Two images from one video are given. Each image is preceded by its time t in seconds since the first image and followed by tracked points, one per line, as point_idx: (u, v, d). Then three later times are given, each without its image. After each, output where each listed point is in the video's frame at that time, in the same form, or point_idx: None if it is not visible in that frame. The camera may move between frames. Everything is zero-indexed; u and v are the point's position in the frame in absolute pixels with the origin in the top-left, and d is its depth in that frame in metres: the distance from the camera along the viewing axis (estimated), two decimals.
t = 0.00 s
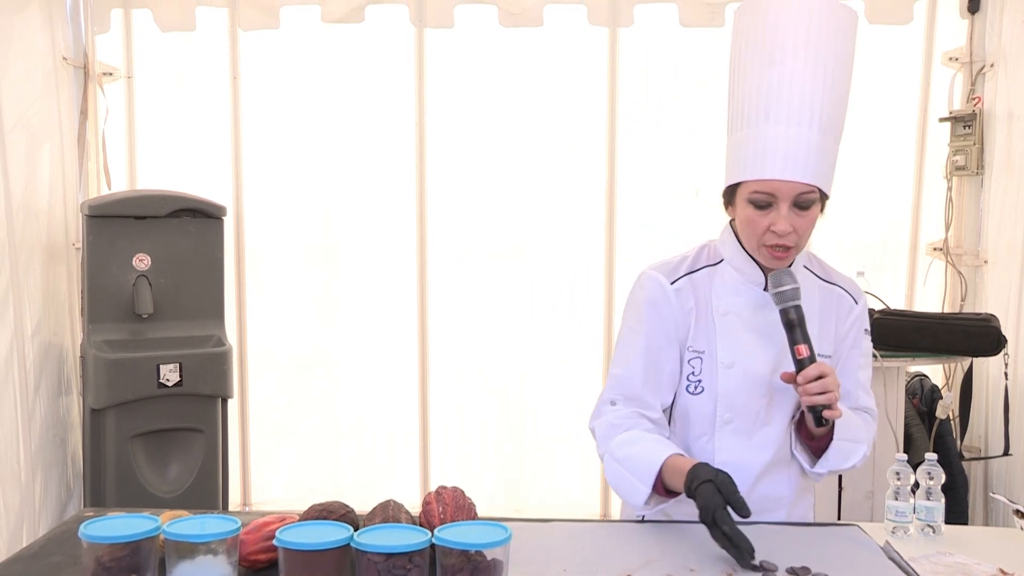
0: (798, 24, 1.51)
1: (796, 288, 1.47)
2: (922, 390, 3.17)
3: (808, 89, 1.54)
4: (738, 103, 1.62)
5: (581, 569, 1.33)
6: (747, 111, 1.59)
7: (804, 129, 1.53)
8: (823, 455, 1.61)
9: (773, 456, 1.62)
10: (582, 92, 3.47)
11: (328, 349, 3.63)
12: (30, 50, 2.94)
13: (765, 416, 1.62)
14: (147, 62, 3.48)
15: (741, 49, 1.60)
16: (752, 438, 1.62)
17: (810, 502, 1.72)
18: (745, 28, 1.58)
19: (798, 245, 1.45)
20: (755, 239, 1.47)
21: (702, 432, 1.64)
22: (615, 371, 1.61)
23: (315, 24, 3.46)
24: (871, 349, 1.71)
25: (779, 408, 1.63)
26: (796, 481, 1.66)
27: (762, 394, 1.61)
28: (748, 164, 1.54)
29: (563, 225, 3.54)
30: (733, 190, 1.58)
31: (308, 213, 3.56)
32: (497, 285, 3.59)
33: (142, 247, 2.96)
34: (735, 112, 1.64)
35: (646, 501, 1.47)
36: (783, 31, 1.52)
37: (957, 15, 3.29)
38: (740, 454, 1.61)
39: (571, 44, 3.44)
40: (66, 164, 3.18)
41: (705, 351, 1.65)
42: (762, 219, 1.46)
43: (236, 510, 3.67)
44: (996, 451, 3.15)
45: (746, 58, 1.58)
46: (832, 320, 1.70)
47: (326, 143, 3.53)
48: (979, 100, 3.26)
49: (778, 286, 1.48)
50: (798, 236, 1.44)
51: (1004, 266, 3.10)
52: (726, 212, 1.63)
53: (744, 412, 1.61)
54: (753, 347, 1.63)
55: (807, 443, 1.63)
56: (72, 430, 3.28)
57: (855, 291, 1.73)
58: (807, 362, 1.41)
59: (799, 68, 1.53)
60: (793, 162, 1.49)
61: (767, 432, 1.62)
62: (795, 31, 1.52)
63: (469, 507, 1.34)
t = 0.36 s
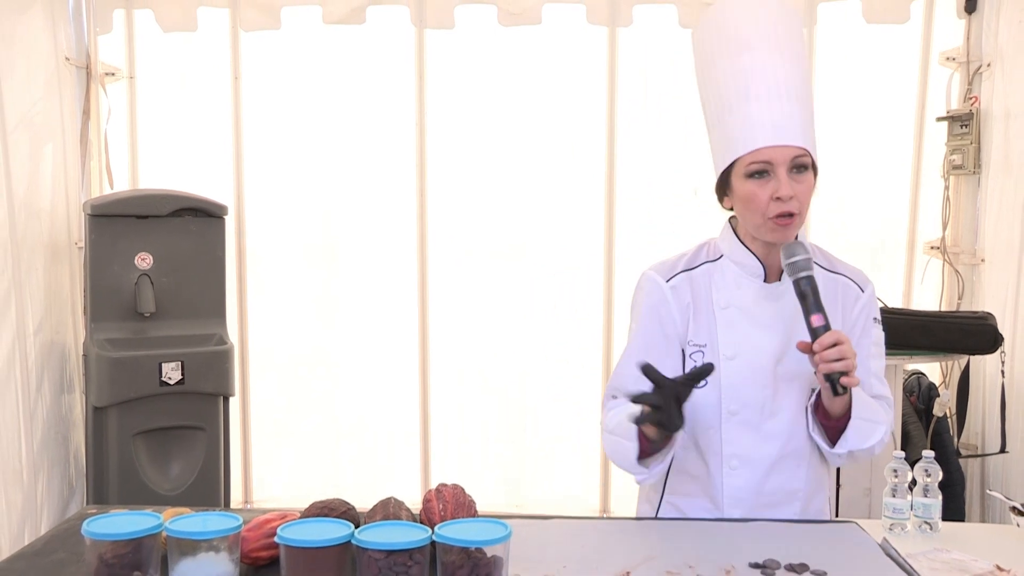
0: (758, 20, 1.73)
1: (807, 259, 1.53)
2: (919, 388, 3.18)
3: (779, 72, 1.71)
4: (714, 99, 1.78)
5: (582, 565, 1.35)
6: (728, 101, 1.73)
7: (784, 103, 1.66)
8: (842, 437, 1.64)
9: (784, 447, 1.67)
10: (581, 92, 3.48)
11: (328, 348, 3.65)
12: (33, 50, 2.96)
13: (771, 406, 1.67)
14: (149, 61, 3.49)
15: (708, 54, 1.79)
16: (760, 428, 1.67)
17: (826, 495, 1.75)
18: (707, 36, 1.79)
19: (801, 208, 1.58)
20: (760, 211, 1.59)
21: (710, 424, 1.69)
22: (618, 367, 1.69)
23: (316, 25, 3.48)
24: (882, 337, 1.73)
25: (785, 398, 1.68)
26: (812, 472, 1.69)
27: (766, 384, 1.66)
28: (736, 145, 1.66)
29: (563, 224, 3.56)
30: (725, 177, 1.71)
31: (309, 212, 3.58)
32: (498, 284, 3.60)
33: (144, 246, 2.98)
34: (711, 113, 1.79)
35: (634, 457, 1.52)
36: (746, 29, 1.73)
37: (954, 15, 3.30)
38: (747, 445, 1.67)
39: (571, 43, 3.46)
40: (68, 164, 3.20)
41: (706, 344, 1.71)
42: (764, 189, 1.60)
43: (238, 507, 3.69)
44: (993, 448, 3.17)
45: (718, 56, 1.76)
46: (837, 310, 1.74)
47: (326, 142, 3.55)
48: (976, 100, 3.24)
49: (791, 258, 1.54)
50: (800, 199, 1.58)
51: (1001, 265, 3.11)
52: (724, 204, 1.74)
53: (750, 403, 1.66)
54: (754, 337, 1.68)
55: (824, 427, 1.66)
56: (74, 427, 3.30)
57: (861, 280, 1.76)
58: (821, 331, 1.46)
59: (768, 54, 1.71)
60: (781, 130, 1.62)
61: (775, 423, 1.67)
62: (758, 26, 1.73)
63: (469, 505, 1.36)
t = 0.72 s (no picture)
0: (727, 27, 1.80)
1: (796, 248, 1.56)
2: (912, 383, 3.22)
3: (750, 68, 1.75)
4: (685, 97, 1.81)
5: (580, 560, 1.38)
6: (697, 100, 1.77)
7: (756, 95, 1.71)
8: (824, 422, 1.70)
9: (764, 435, 1.71)
10: (580, 92, 3.52)
11: (328, 345, 3.68)
12: (40, 51, 3.00)
13: (750, 395, 1.72)
14: (153, 62, 3.54)
15: (679, 58, 1.84)
16: (739, 418, 1.71)
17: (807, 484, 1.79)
18: (679, 41, 1.85)
19: (774, 189, 1.63)
20: (735, 194, 1.64)
21: (691, 415, 1.74)
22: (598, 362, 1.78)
23: (318, 26, 3.51)
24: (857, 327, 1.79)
25: (764, 388, 1.72)
26: (792, 460, 1.73)
27: (743, 375, 1.71)
28: (709, 133, 1.70)
29: (561, 222, 3.59)
30: (699, 168, 1.75)
31: (310, 211, 3.61)
32: (498, 284, 3.64)
33: (148, 245, 3.02)
34: (683, 112, 1.83)
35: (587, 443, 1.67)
36: (717, 32, 1.79)
37: (947, 17, 3.35)
38: (727, 433, 1.71)
39: (570, 44, 3.49)
40: (73, 164, 3.24)
41: (686, 338, 1.77)
42: (737, 173, 1.64)
43: (241, 503, 3.71)
44: (984, 442, 3.20)
45: (689, 57, 1.81)
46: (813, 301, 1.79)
47: (327, 142, 3.58)
48: (967, 99, 3.31)
49: (780, 246, 1.57)
50: (773, 180, 1.63)
51: (993, 263, 3.16)
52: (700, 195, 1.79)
53: (728, 394, 1.71)
54: (731, 329, 1.74)
55: (804, 413, 1.72)
56: (79, 424, 3.34)
57: (835, 272, 1.81)
58: (812, 319, 1.49)
59: (738, 55, 1.77)
60: (753, 117, 1.67)
61: (755, 412, 1.71)
62: (727, 30, 1.79)
63: (469, 500, 1.39)
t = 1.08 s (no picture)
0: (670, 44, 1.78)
1: (719, 245, 1.57)
2: (903, 380, 3.28)
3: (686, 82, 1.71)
4: (620, 105, 1.77)
5: (577, 554, 1.36)
6: (629, 111, 1.72)
7: (688, 106, 1.67)
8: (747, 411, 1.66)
9: (694, 424, 1.67)
10: (578, 93, 3.57)
11: (328, 344, 3.73)
12: (47, 53, 3.05)
13: (681, 387, 1.67)
14: (156, 64, 3.58)
15: (619, 69, 1.80)
16: (670, 409, 1.67)
17: (737, 473, 1.75)
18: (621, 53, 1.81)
19: (700, 188, 1.60)
20: (662, 194, 1.61)
21: (623, 408, 1.68)
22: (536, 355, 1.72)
23: (320, 30, 3.56)
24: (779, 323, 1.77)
25: (694, 380, 1.68)
26: (721, 449, 1.70)
27: (675, 367, 1.67)
28: (639, 136, 1.67)
29: (559, 221, 3.65)
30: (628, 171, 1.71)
31: (311, 212, 3.66)
32: (497, 284, 3.68)
33: (152, 244, 3.07)
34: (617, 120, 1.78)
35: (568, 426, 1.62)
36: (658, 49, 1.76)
37: (937, 20, 3.41)
38: (660, 423, 1.67)
39: (568, 47, 3.54)
40: (80, 164, 3.31)
41: (620, 332, 1.71)
42: (664, 173, 1.62)
43: (244, 497, 3.76)
44: (974, 438, 3.28)
45: (629, 68, 1.77)
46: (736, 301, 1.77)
47: (328, 143, 3.63)
48: (957, 101, 3.39)
49: (703, 245, 1.58)
50: (699, 180, 1.61)
51: (982, 261, 3.21)
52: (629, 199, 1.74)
53: (661, 383, 1.67)
54: (665, 323, 1.68)
55: (729, 404, 1.68)
56: (85, 420, 3.38)
57: (757, 271, 1.80)
58: (734, 312, 1.49)
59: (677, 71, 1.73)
60: (686, 125, 1.64)
61: (686, 402, 1.67)
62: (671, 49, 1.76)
63: (468, 495, 1.40)
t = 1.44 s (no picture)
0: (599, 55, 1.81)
1: (626, 255, 1.61)
2: (899, 377, 3.31)
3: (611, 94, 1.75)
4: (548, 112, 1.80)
5: (576, 551, 1.38)
6: (556, 117, 1.77)
7: (610, 117, 1.72)
8: (649, 408, 1.67)
9: (599, 416, 1.70)
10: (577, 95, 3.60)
11: (328, 344, 3.75)
12: (49, 55, 3.07)
13: (588, 380, 1.70)
14: (160, 66, 3.61)
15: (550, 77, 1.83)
16: (577, 401, 1.70)
17: (643, 462, 1.78)
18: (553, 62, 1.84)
19: (613, 197, 1.66)
20: (578, 199, 1.67)
21: (533, 399, 1.72)
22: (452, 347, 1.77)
23: (321, 31, 3.58)
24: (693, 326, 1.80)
25: (602, 375, 1.71)
26: (627, 441, 1.72)
27: (583, 360, 1.70)
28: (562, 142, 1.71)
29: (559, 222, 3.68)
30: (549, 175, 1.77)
31: (312, 213, 3.69)
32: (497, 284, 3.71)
33: (156, 243, 3.09)
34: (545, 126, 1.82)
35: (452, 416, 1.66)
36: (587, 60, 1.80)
37: (931, 23, 3.46)
38: (566, 414, 1.70)
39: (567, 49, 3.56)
40: (84, 165, 3.34)
41: (533, 327, 1.75)
42: (581, 180, 1.67)
43: (246, 494, 3.78)
44: (968, 436, 3.32)
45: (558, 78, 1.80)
46: (649, 302, 1.80)
47: (329, 144, 3.65)
48: (951, 103, 3.41)
49: (611, 254, 1.62)
50: (613, 189, 1.67)
51: (976, 261, 3.24)
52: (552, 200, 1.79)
53: (568, 376, 1.70)
54: (575, 320, 1.73)
55: (634, 401, 1.69)
56: (88, 418, 3.41)
57: (675, 274, 1.83)
58: (632, 319, 1.54)
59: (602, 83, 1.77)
60: (605, 135, 1.69)
61: (591, 396, 1.70)
62: (601, 58, 1.79)
63: (468, 492, 1.42)
